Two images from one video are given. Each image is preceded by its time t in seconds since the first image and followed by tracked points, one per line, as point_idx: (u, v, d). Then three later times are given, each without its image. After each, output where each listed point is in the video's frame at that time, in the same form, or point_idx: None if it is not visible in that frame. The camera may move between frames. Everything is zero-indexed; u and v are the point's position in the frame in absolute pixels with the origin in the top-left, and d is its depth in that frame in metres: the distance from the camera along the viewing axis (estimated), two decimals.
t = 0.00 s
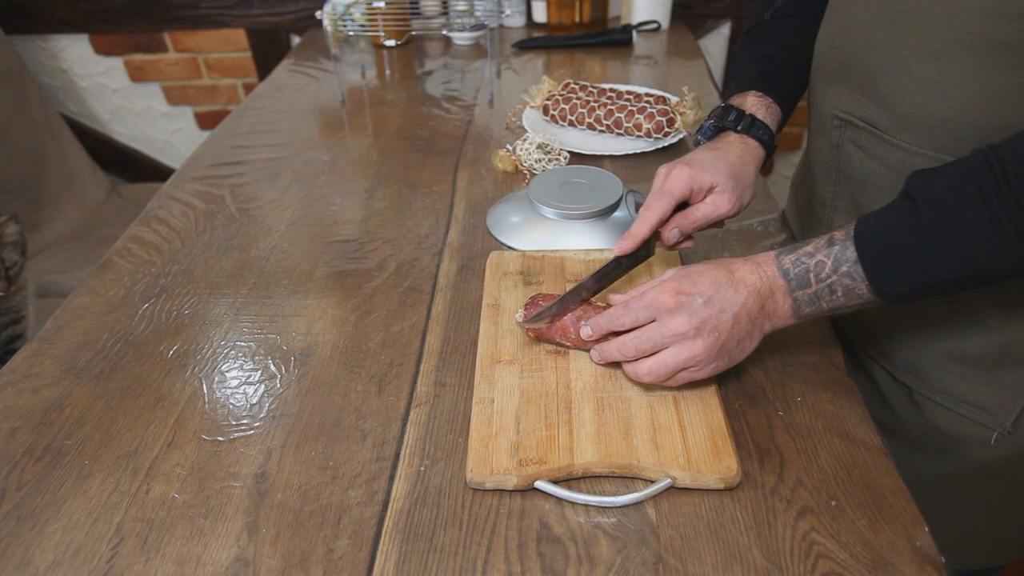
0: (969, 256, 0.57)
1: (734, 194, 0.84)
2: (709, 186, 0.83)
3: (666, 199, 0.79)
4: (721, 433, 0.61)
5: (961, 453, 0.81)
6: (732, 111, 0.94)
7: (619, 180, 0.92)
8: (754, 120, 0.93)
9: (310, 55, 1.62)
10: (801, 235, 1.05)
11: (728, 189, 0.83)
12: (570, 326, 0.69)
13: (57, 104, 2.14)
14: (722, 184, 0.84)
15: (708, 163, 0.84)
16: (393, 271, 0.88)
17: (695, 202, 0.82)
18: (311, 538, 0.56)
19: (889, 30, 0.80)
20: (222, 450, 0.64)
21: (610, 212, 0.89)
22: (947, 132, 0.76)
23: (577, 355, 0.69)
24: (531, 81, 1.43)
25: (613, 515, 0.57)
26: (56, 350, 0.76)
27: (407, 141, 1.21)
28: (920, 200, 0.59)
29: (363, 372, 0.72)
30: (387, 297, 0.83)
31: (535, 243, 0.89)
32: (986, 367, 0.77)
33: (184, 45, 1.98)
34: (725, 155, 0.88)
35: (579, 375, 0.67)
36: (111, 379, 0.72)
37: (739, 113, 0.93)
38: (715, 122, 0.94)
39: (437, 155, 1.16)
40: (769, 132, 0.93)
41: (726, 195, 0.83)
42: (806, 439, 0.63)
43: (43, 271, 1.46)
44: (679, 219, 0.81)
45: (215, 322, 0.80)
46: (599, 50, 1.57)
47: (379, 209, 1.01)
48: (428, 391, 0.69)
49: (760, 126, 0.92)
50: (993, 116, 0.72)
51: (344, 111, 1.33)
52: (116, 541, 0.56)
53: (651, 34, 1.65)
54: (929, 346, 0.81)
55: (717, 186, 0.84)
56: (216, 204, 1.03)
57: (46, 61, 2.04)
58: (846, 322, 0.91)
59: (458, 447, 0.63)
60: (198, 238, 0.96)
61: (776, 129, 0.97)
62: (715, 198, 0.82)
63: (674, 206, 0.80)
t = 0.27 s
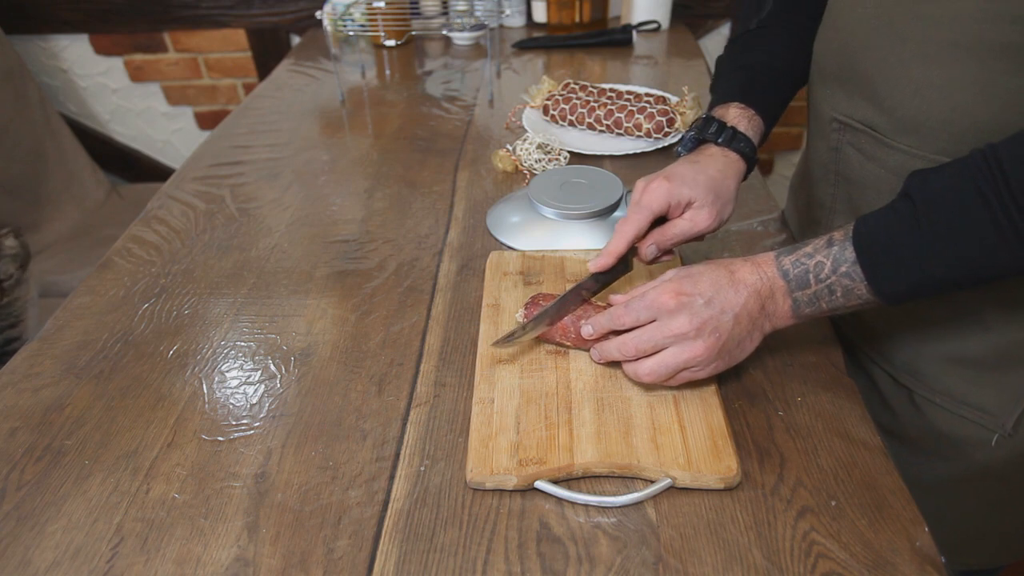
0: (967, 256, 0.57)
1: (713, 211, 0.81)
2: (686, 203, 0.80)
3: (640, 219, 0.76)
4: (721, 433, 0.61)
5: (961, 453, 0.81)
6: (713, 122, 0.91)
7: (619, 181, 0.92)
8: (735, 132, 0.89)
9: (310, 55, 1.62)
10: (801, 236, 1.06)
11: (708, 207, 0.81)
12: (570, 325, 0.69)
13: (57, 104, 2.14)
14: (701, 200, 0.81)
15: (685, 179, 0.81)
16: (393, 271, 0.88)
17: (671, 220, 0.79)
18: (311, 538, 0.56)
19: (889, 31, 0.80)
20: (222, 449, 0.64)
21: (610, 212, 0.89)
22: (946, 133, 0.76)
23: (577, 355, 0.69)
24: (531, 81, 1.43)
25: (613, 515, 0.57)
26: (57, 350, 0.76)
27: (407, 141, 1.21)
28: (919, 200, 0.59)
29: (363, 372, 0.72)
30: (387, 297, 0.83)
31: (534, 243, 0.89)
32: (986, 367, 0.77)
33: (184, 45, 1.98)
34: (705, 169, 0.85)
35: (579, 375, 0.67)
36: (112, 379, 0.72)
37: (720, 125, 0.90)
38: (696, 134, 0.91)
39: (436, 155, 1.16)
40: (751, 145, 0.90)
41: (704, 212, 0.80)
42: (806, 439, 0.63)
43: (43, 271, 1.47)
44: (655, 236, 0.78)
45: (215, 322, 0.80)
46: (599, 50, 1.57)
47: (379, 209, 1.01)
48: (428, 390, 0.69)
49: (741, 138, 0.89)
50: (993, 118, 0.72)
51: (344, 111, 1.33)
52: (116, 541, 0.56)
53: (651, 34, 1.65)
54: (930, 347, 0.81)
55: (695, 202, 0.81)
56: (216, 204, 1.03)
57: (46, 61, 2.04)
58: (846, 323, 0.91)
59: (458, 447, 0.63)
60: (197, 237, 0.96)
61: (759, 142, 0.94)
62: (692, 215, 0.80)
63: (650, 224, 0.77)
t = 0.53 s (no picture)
0: (963, 254, 0.57)
1: (705, 214, 0.81)
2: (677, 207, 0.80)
3: (630, 224, 0.76)
4: (721, 433, 0.61)
5: (961, 454, 0.81)
6: (706, 123, 0.90)
7: (619, 180, 0.92)
8: (728, 134, 0.89)
9: (310, 55, 1.62)
10: (800, 236, 1.06)
11: (699, 210, 0.80)
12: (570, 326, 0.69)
13: (57, 104, 2.14)
14: (692, 204, 0.80)
15: (676, 182, 0.81)
16: (393, 271, 0.88)
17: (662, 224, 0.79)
18: (311, 538, 0.56)
19: (888, 32, 0.79)
20: (222, 449, 0.64)
21: (610, 212, 0.89)
22: (946, 135, 0.76)
23: (577, 355, 0.69)
24: (531, 81, 1.43)
25: (613, 515, 0.57)
26: (57, 350, 0.76)
27: (407, 141, 1.21)
28: (914, 199, 0.59)
29: (363, 372, 0.72)
30: (387, 297, 0.83)
31: (534, 243, 0.89)
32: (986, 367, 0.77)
33: (184, 45, 1.98)
34: (697, 172, 0.84)
35: (579, 375, 0.67)
36: (112, 379, 0.72)
37: (712, 127, 0.89)
38: (688, 136, 0.90)
39: (436, 155, 1.16)
40: (743, 146, 0.89)
41: (695, 216, 0.80)
42: (806, 439, 0.63)
43: (43, 271, 1.47)
44: (646, 240, 0.78)
45: (215, 322, 0.80)
46: (599, 50, 1.57)
47: (379, 209, 1.01)
48: (428, 391, 0.69)
49: (733, 140, 0.89)
50: (993, 119, 0.72)
51: (344, 111, 1.33)
52: (116, 541, 0.56)
53: (651, 34, 1.65)
54: (929, 349, 0.80)
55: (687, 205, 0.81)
56: (216, 204, 1.03)
57: (46, 61, 2.04)
58: (845, 323, 0.91)
59: (458, 447, 0.63)
60: (198, 237, 0.96)
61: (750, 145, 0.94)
62: (683, 219, 0.79)
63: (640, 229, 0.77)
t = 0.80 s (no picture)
0: (963, 257, 0.57)
1: (727, 201, 0.82)
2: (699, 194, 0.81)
3: (652, 212, 0.78)
4: (721, 433, 0.61)
5: (961, 454, 0.81)
6: (726, 110, 0.91)
7: (619, 180, 0.92)
8: (749, 120, 0.90)
9: (310, 55, 1.62)
10: (801, 237, 1.06)
11: (721, 198, 0.82)
12: (570, 326, 0.69)
13: (57, 104, 2.14)
14: (714, 191, 0.82)
15: (699, 169, 0.83)
16: (393, 271, 0.88)
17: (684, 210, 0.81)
18: (311, 538, 0.56)
19: (888, 33, 0.79)
20: (222, 449, 0.64)
21: (610, 212, 0.89)
22: (946, 136, 0.76)
23: (577, 355, 0.69)
24: (531, 81, 1.43)
25: (613, 515, 0.57)
26: (57, 350, 0.76)
27: (407, 141, 1.21)
28: (914, 202, 0.59)
29: (363, 372, 0.72)
30: (387, 297, 0.83)
31: (534, 243, 0.89)
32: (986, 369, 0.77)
33: (184, 45, 1.98)
34: (719, 158, 0.86)
35: (579, 375, 0.67)
36: (112, 379, 0.72)
37: (734, 113, 0.91)
38: (710, 122, 0.91)
39: (436, 155, 1.16)
40: (765, 132, 0.90)
41: (717, 202, 0.81)
42: (806, 439, 0.63)
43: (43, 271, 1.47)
44: (668, 227, 0.80)
45: (215, 322, 0.80)
46: (599, 50, 1.57)
47: (379, 209, 1.01)
48: (428, 391, 0.69)
49: (755, 126, 0.90)
50: (993, 121, 0.72)
51: (344, 111, 1.33)
52: (116, 541, 0.56)
53: (651, 34, 1.65)
54: (929, 350, 0.81)
55: (709, 192, 0.82)
56: (216, 204, 1.03)
57: (46, 61, 2.04)
58: (845, 323, 0.91)
59: (458, 447, 0.63)
60: (197, 237, 0.96)
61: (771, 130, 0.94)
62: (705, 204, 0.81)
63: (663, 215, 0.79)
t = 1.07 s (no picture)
0: (962, 256, 0.57)
1: (718, 210, 0.82)
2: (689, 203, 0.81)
3: (642, 222, 0.78)
4: (721, 433, 0.61)
5: (961, 455, 0.81)
6: (717, 118, 0.91)
7: (619, 180, 0.92)
8: (740, 128, 0.90)
9: (310, 55, 1.62)
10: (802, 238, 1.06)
11: (711, 207, 0.82)
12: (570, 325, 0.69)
13: (57, 104, 2.14)
14: (704, 201, 0.82)
15: (689, 178, 0.83)
16: (393, 271, 0.88)
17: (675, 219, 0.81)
18: (311, 538, 0.56)
19: (888, 33, 0.79)
20: (222, 450, 0.64)
21: (609, 212, 0.89)
22: (946, 136, 0.76)
23: (577, 355, 0.69)
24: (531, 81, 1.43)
25: (613, 515, 0.57)
26: (56, 350, 0.76)
27: (407, 141, 1.21)
28: (914, 202, 0.59)
29: (363, 372, 0.72)
30: (387, 297, 0.83)
31: (534, 243, 0.89)
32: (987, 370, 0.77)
33: (184, 45, 1.98)
34: (709, 167, 0.85)
35: (579, 375, 0.67)
36: (112, 379, 0.72)
37: (724, 121, 0.90)
38: (700, 130, 0.91)
39: (436, 155, 1.16)
40: (756, 140, 0.91)
41: (707, 212, 0.81)
42: (806, 439, 0.63)
43: (43, 271, 1.47)
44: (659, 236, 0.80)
45: (215, 322, 0.80)
46: (599, 50, 1.57)
47: (379, 209, 1.01)
48: (428, 391, 0.69)
49: (746, 133, 0.90)
50: (993, 121, 0.72)
51: (344, 111, 1.33)
52: (116, 541, 0.56)
53: (651, 34, 1.65)
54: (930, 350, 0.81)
55: (699, 201, 0.82)
56: (216, 204, 1.03)
57: (46, 61, 2.04)
58: (846, 324, 0.91)
59: (458, 447, 0.63)
60: (197, 237, 0.96)
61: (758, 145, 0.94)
62: (695, 214, 0.81)
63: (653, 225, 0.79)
